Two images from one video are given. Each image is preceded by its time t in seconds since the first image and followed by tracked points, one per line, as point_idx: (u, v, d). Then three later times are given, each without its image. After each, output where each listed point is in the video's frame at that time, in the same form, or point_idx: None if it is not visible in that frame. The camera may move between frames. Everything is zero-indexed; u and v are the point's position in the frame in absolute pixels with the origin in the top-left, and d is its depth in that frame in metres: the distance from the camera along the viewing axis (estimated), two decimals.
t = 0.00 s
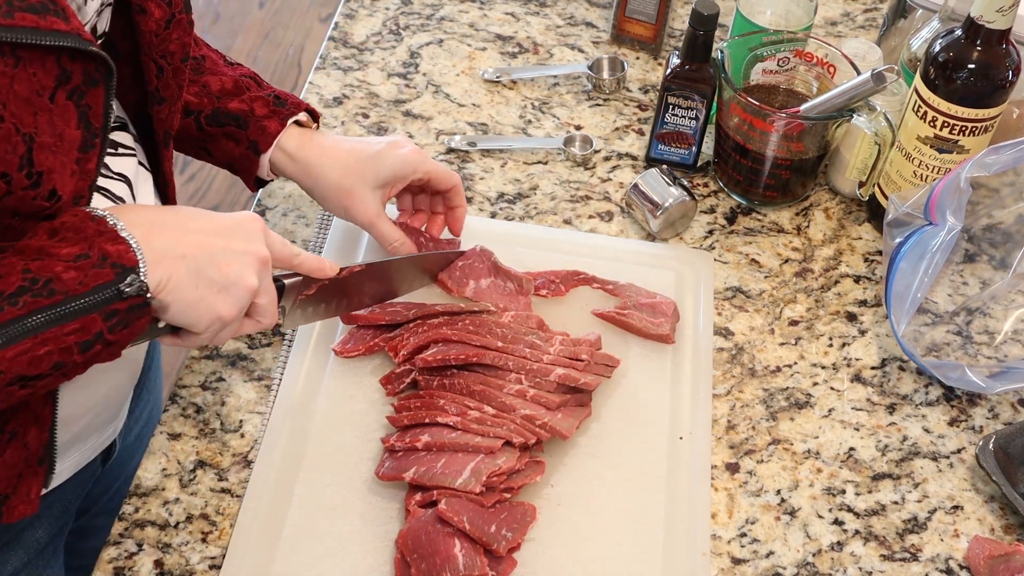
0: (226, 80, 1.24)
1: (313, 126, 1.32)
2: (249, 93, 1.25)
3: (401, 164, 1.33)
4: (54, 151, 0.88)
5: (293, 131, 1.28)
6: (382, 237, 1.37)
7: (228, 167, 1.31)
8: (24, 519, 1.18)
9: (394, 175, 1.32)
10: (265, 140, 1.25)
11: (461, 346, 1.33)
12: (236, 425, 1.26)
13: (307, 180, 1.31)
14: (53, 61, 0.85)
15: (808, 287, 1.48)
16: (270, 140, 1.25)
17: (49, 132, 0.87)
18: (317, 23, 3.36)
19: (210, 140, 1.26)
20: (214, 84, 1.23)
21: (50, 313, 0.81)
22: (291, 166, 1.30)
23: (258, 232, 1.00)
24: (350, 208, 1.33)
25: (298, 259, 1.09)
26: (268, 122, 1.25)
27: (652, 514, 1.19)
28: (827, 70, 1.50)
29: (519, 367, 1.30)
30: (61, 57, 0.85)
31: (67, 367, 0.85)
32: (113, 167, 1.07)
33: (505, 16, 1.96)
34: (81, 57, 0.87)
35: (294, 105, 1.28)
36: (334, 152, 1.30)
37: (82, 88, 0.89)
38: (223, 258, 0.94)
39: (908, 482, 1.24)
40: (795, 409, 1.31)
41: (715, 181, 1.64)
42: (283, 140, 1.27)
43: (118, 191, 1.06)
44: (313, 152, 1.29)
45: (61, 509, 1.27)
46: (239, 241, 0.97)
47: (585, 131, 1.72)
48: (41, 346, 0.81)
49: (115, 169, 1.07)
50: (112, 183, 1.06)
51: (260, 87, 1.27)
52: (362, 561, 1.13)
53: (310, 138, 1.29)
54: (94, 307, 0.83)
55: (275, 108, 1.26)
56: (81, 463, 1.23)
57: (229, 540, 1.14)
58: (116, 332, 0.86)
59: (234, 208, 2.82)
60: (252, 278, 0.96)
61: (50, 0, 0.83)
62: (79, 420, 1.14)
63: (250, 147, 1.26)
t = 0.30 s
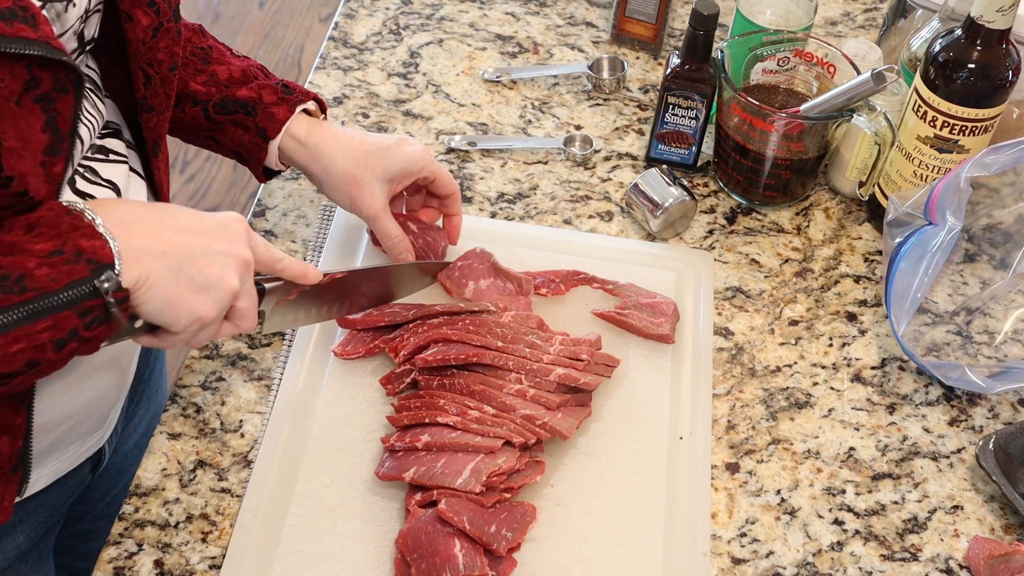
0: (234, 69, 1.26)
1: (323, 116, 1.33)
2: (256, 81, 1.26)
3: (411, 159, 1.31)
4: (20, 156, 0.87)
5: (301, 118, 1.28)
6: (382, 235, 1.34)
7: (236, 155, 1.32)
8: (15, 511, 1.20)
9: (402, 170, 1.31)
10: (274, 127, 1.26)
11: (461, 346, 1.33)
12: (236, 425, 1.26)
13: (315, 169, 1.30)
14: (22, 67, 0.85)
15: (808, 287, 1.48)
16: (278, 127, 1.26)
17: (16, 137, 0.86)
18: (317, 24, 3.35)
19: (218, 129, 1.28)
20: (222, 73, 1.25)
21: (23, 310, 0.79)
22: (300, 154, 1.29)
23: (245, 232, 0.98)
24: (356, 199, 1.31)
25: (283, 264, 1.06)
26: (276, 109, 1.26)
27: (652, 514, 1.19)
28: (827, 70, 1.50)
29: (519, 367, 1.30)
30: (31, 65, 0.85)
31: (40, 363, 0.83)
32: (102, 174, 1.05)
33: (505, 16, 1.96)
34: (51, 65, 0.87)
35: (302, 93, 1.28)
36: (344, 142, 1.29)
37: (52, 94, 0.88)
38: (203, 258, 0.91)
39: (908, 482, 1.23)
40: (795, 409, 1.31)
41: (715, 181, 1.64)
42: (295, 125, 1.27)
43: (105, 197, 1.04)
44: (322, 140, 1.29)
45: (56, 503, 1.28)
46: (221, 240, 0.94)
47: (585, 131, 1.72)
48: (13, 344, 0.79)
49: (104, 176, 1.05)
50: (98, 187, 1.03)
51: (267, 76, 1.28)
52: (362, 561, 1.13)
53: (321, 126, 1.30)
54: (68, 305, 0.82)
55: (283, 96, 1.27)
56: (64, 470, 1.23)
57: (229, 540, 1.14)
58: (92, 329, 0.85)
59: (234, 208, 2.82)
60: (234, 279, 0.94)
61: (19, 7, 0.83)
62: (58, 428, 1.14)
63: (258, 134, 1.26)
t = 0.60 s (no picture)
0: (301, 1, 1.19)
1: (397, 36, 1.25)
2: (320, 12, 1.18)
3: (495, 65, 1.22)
4: None
5: (378, 36, 1.20)
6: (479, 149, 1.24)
7: (322, 91, 1.25)
8: (8, 512, 1.20)
9: (490, 80, 1.23)
10: (349, 48, 1.19)
11: (461, 346, 1.33)
12: (236, 425, 1.26)
13: (402, 86, 1.22)
14: None
15: (808, 287, 1.48)
16: (354, 48, 1.19)
17: None
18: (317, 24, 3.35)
19: (298, 65, 1.21)
20: (291, 7, 1.18)
21: None
22: (388, 74, 1.21)
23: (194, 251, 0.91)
24: (448, 112, 1.21)
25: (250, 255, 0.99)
26: (350, 32, 1.18)
27: (652, 514, 1.19)
28: (827, 70, 1.50)
29: (519, 367, 1.30)
30: None
31: None
32: (99, 180, 1.08)
33: (505, 17, 1.96)
34: (22, 83, 0.88)
35: (373, 12, 1.21)
36: (432, 55, 1.21)
37: (31, 116, 0.90)
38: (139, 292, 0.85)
39: (908, 482, 1.24)
40: (795, 409, 1.31)
41: (715, 181, 1.64)
42: (374, 42, 1.19)
43: (99, 204, 1.06)
44: (406, 52, 1.20)
45: (51, 501, 1.28)
46: (164, 267, 0.87)
47: (586, 131, 1.72)
48: None
49: (100, 181, 1.08)
50: (93, 195, 1.06)
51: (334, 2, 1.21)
52: (362, 561, 1.13)
53: (403, 41, 1.22)
54: None
55: (354, 18, 1.20)
56: (53, 474, 1.24)
57: (229, 540, 1.14)
58: None
59: (234, 208, 2.82)
60: (176, 309, 0.88)
61: None
62: (42, 431, 1.15)
63: (335, 58, 1.20)
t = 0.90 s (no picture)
0: (432, 123, 1.16)
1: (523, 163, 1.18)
2: (454, 139, 1.15)
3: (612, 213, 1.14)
4: None
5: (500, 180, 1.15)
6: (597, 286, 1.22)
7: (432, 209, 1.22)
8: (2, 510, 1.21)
9: (604, 225, 1.15)
10: (469, 190, 1.15)
11: (461, 346, 1.33)
12: (236, 425, 1.26)
13: (517, 233, 1.19)
14: None
15: (808, 287, 1.48)
16: (475, 192, 1.15)
17: None
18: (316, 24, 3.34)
19: (410, 185, 1.19)
20: (417, 126, 1.15)
21: None
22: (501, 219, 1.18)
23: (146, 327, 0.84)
24: (559, 260, 1.19)
25: (213, 323, 0.92)
26: (472, 174, 1.15)
27: (652, 514, 1.19)
28: (827, 70, 1.50)
29: (519, 367, 1.30)
30: None
31: None
32: (93, 189, 1.06)
33: (505, 16, 1.96)
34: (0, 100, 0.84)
35: (498, 150, 1.15)
36: (546, 201, 1.16)
37: (10, 133, 0.86)
38: (75, 371, 0.80)
39: (908, 482, 1.24)
40: (795, 409, 1.31)
41: (715, 181, 1.64)
42: (492, 188, 1.15)
43: (94, 213, 1.05)
44: (517, 200, 1.16)
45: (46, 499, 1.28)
46: (110, 344, 0.81)
47: (585, 131, 1.72)
48: None
49: (94, 191, 1.06)
50: (88, 204, 1.05)
51: (470, 128, 1.16)
52: (362, 560, 1.13)
53: (525, 183, 1.16)
54: None
55: (481, 158, 1.15)
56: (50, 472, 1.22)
57: (229, 540, 1.14)
58: None
59: (234, 208, 2.83)
60: (115, 391, 0.82)
61: None
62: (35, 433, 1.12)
63: (453, 198, 1.16)
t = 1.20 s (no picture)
0: (304, 81, 1.20)
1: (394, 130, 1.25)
2: (326, 94, 1.19)
3: (483, 200, 1.29)
4: None
5: (375, 136, 1.22)
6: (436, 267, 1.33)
7: (302, 170, 1.25)
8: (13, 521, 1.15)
9: (470, 211, 1.29)
10: (342, 142, 1.19)
11: (461, 346, 1.33)
12: (236, 425, 1.26)
13: (382, 194, 1.26)
14: None
15: (808, 287, 1.48)
16: (347, 143, 1.20)
17: None
18: (317, 24, 3.33)
19: (284, 142, 1.21)
20: (290, 84, 1.19)
21: None
22: (373, 178, 1.24)
23: (147, 381, 0.85)
24: (420, 233, 1.29)
25: (232, 356, 0.90)
26: (345, 124, 1.19)
27: (653, 514, 1.19)
28: (827, 70, 1.50)
29: (519, 367, 1.30)
30: None
31: None
32: (109, 189, 1.05)
33: (505, 17, 1.96)
34: (22, 105, 0.85)
35: (372, 107, 1.21)
36: (419, 169, 1.25)
37: (29, 139, 0.86)
38: (75, 425, 0.83)
39: (908, 482, 1.23)
40: (795, 409, 1.31)
41: (715, 181, 1.64)
42: (365, 144, 1.21)
43: (109, 213, 1.04)
44: (395, 162, 1.23)
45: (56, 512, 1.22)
46: (109, 401, 0.83)
47: (585, 131, 1.72)
48: None
49: (109, 190, 1.05)
50: (104, 203, 1.04)
51: (338, 88, 1.21)
52: (362, 560, 1.13)
53: (397, 149, 1.24)
54: None
55: (353, 110, 1.20)
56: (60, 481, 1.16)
57: (229, 540, 1.14)
58: None
59: (234, 208, 2.83)
60: (118, 443, 0.86)
61: None
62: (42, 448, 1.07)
63: (325, 150, 1.20)
